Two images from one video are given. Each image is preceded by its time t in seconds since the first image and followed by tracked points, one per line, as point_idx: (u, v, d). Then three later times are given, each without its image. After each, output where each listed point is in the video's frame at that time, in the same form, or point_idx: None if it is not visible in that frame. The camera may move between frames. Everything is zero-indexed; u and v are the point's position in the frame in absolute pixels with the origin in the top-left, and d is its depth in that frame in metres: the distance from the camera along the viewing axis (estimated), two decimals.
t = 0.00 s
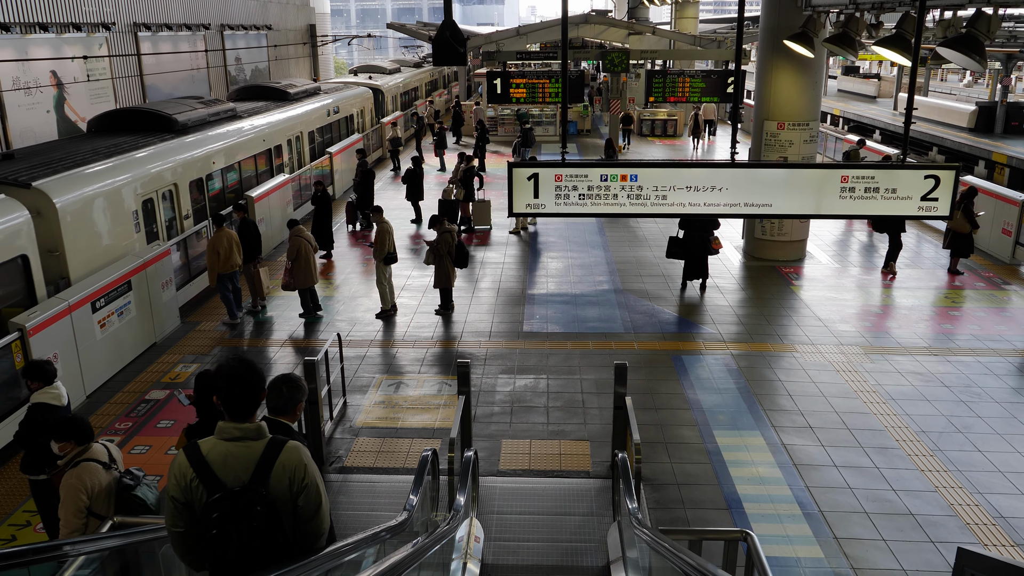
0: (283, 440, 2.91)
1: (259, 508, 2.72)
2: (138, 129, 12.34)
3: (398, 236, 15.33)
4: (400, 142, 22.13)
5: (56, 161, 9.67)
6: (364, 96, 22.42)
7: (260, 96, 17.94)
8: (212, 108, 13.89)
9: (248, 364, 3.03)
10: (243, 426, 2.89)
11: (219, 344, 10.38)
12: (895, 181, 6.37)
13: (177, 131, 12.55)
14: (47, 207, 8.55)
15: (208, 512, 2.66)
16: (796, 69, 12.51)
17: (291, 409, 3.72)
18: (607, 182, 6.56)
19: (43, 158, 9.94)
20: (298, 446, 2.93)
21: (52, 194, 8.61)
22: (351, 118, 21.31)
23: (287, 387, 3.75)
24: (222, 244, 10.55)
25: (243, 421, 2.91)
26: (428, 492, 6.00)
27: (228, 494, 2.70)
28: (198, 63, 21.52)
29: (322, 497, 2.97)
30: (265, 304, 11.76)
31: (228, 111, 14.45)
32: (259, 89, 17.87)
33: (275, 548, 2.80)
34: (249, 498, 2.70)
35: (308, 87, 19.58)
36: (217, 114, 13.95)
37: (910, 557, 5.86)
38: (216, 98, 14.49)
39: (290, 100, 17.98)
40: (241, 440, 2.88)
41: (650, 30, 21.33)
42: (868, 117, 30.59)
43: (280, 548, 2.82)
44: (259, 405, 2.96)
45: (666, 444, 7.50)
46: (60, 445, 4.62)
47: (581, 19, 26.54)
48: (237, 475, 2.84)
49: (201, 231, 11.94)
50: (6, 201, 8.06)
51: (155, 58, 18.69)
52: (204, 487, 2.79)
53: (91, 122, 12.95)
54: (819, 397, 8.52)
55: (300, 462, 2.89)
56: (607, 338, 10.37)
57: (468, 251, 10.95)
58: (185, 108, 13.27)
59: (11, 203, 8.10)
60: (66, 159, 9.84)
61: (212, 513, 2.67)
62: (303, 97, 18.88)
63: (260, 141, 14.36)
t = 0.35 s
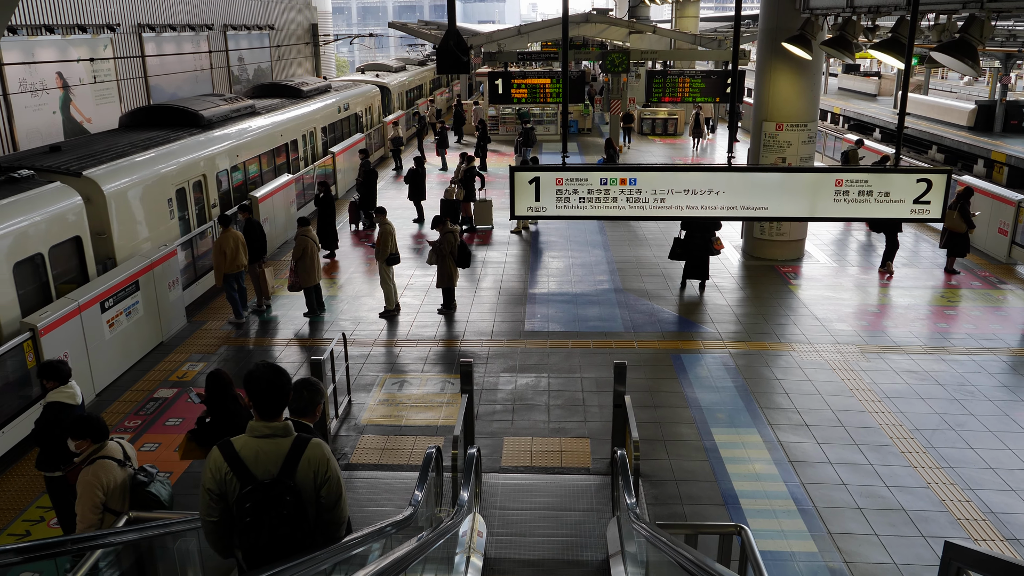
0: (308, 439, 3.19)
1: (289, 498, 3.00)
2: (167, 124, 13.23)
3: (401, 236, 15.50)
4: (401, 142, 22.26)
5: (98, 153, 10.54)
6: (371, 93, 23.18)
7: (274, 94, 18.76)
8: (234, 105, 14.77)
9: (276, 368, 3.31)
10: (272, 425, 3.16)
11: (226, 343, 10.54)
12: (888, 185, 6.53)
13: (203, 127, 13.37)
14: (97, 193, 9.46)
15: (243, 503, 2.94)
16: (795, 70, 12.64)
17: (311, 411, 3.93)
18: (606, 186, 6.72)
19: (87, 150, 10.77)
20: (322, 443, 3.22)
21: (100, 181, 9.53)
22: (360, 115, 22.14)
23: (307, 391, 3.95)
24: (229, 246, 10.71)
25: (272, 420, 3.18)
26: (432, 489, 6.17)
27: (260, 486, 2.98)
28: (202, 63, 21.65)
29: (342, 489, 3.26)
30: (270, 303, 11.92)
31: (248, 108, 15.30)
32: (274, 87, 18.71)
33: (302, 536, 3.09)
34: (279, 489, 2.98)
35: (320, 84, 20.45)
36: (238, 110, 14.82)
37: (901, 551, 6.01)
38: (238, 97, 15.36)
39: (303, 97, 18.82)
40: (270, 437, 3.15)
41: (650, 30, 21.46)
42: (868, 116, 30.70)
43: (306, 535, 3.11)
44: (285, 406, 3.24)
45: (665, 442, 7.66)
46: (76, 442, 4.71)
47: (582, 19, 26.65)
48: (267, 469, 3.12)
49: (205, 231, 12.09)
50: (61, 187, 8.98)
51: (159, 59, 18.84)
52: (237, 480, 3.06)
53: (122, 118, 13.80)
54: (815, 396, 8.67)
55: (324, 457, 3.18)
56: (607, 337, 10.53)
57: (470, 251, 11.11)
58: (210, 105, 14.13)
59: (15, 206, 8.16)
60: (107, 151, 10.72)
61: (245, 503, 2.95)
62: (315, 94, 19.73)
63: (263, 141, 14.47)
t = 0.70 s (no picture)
0: (325, 436, 3.48)
1: (306, 490, 3.32)
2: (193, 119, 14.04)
3: (402, 235, 15.65)
4: (402, 141, 22.40)
5: (131, 146, 11.31)
6: (376, 91, 23.86)
7: (285, 91, 19.51)
8: (252, 102, 15.58)
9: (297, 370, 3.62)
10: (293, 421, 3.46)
11: (231, 341, 10.72)
12: (880, 189, 6.70)
13: (223, 123, 14.14)
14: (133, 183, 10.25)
15: (265, 493, 3.28)
16: (792, 71, 12.79)
17: (328, 410, 4.07)
18: (605, 189, 6.88)
19: (120, 144, 11.57)
20: (337, 440, 3.51)
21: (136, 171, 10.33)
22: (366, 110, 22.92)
23: (325, 392, 4.09)
24: (233, 247, 10.84)
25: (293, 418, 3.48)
26: (435, 485, 6.34)
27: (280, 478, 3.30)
28: (204, 63, 21.75)
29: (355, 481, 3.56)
30: (273, 302, 12.07)
31: (263, 105, 16.08)
32: (286, 85, 19.47)
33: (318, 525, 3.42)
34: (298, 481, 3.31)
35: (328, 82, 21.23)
36: (255, 106, 15.55)
37: (891, 545, 6.18)
38: (254, 94, 16.14)
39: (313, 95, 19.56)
40: (291, 434, 3.46)
41: (650, 30, 21.57)
42: (867, 114, 30.82)
43: (321, 523, 3.42)
44: (302, 406, 3.57)
45: (662, 439, 7.82)
46: (90, 440, 4.83)
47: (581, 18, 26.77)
48: (287, 462, 3.42)
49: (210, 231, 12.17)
50: (102, 177, 9.73)
51: (161, 59, 18.97)
52: (260, 472, 3.38)
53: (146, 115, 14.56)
54: (810, 393, 8.83)
55: (338, 453, 3.47)
56: (606, 336, 10.69)
57: (471, 251, 11.26)
58: (230, 102, 14.96)
59: (20, 209, 8.19)
60: (138, 144, 11.46)
61: (267, 493, 3.28)
62: (324, 92, 20.49)
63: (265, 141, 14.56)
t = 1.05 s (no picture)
0: (337, 432, 3.65)
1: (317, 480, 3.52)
2: (211, 113, 14.74)
3: (402, 232, 15.80)
4: (402, 138, 22.54)
5: (157, 139, 11.98)
6: (379, 87, 24.34)
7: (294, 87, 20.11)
8: (265, 97, 16.26)
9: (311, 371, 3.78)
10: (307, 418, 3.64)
11: (235, 339, 10.87)
12: (872, 190, 6.84)
13: (238, 117, 14.77)
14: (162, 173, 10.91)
15: (281, 482, 3.50)
16: (789, 70, 12.92)
17: (340, 407, 4.24)
18: (603, 190, 7.03)
19: (146, 137, 12.24)
20: (348, 436, 3.68)
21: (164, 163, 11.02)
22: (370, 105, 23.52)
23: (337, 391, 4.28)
24: (237, 246, 11.00)
25: (307, 415, 3.66)
26: (437, 481, 6.50)
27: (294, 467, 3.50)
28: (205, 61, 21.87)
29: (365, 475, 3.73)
30: (276, 300, 12.20)
31: (274, 100, 16.73)
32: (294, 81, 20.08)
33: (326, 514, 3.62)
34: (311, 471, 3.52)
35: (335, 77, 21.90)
36: (267, 102, 16.20)
37: (882, 538, 6.34)
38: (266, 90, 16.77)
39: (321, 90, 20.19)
40: (305, 430, 3.64)
41: (648, 28, 21.68)
42: (865, 111, 30.96)
43: (331, 512, 3.61)
44: (318, 403, 3.72)
45: (658, 435, 7.97)
46: (104, 436, 5.01)
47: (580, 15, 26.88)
48: (302, 456, 3.60)
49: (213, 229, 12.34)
50: (133, 167, 10.39)
51: (162, 57, 19.08)
52: (276, 464, 3.57)
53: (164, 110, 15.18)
54: (804, 390, 9.00)
55: (349, 448, 3.64)
56: (604, 333, 10.84)
57: (471, 250, 11.41)
58: (245, 97, 15.62)
59: (28, 209, 8.26)
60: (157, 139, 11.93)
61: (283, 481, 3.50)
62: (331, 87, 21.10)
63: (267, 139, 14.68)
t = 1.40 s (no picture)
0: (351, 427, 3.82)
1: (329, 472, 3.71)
2: (221, 110, 15.00)
3: (404, 230, 15.93)
4: (403, 136, 22.67)
5: (178, 133, 12.53)
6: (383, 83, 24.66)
7: (303, 83, 20.47)
8: (277, 93, 16.68)
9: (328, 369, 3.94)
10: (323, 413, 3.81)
11: (240, 336, 11.02)
12: (866, 191, 6.97)
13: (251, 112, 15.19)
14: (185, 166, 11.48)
15: (297, 473, 3.71)
16: (788, 69, 13.04)
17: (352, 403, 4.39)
18: (603, 191, 7.16)
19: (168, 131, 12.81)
20: (361, 432, 3.83)
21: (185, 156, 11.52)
22: (375, 100, 23.86)
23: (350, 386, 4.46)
24: (242, 244, 11.14)
25: (323, 411, 3.82)
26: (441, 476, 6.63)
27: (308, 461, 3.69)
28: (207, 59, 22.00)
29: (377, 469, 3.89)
30: (280, 297, 12.35)
31: (284, 96, 17.14)
32: (303, 78, 20.46)
33: (339, 503, 3.79)
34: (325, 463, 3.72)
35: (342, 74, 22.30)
36: (279, 98, 16.57)
37: (875, 531, 6.50)
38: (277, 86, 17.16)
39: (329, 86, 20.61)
40: (321, 425, 3.81)
41: (649, 25, 21.76)
42: (866, 107, 31.03)
43: (341, 502, 3.80)
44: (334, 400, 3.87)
45: (658, 430, 8.12)
46: (119, 431, 5.16)
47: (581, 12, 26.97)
48: (317, 449, 3.78)
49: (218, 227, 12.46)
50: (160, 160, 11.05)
51: (166, 56, 19.21)
52: (293, 456, 3.76)
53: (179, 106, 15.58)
54: (801, 386, 9.15)
55: (361, 444, 3.80)
56: (605, 330, 10.98)
57: (473, 248, 11.54)
58: (258, 92, 16.04)
59: (37, 209, 8.38)
60: (162, 138, 12.05)
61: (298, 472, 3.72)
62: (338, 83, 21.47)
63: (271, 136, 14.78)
